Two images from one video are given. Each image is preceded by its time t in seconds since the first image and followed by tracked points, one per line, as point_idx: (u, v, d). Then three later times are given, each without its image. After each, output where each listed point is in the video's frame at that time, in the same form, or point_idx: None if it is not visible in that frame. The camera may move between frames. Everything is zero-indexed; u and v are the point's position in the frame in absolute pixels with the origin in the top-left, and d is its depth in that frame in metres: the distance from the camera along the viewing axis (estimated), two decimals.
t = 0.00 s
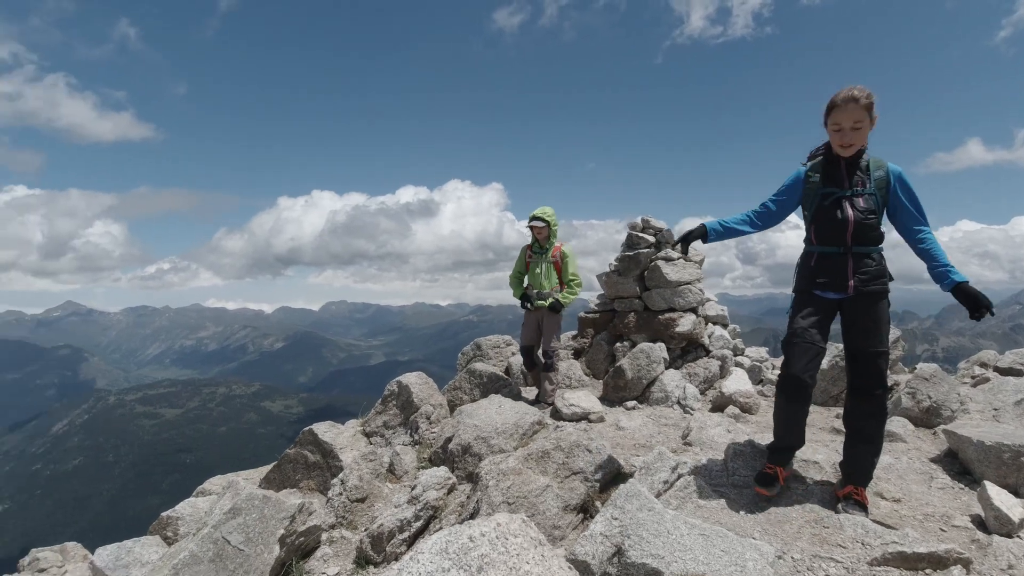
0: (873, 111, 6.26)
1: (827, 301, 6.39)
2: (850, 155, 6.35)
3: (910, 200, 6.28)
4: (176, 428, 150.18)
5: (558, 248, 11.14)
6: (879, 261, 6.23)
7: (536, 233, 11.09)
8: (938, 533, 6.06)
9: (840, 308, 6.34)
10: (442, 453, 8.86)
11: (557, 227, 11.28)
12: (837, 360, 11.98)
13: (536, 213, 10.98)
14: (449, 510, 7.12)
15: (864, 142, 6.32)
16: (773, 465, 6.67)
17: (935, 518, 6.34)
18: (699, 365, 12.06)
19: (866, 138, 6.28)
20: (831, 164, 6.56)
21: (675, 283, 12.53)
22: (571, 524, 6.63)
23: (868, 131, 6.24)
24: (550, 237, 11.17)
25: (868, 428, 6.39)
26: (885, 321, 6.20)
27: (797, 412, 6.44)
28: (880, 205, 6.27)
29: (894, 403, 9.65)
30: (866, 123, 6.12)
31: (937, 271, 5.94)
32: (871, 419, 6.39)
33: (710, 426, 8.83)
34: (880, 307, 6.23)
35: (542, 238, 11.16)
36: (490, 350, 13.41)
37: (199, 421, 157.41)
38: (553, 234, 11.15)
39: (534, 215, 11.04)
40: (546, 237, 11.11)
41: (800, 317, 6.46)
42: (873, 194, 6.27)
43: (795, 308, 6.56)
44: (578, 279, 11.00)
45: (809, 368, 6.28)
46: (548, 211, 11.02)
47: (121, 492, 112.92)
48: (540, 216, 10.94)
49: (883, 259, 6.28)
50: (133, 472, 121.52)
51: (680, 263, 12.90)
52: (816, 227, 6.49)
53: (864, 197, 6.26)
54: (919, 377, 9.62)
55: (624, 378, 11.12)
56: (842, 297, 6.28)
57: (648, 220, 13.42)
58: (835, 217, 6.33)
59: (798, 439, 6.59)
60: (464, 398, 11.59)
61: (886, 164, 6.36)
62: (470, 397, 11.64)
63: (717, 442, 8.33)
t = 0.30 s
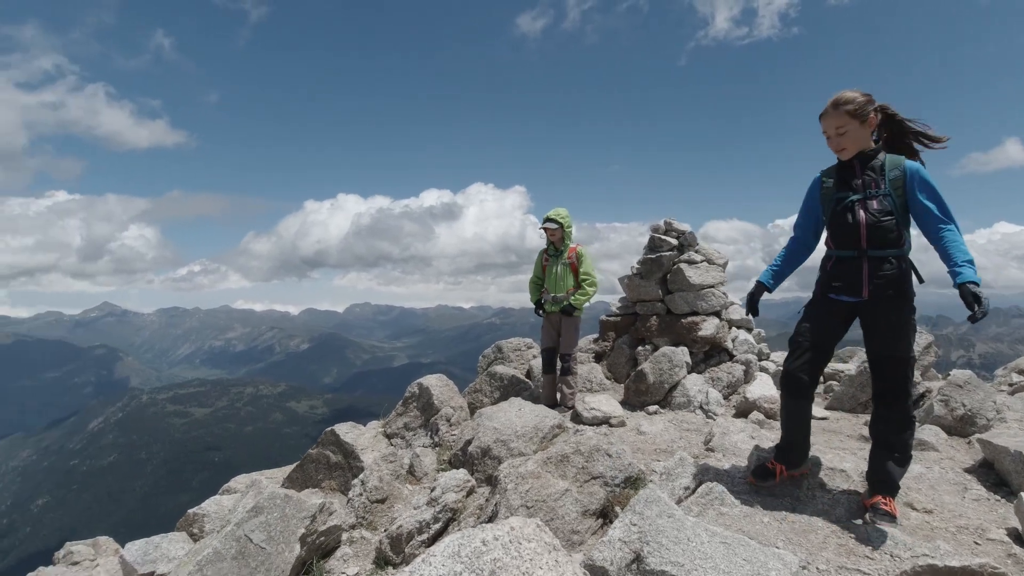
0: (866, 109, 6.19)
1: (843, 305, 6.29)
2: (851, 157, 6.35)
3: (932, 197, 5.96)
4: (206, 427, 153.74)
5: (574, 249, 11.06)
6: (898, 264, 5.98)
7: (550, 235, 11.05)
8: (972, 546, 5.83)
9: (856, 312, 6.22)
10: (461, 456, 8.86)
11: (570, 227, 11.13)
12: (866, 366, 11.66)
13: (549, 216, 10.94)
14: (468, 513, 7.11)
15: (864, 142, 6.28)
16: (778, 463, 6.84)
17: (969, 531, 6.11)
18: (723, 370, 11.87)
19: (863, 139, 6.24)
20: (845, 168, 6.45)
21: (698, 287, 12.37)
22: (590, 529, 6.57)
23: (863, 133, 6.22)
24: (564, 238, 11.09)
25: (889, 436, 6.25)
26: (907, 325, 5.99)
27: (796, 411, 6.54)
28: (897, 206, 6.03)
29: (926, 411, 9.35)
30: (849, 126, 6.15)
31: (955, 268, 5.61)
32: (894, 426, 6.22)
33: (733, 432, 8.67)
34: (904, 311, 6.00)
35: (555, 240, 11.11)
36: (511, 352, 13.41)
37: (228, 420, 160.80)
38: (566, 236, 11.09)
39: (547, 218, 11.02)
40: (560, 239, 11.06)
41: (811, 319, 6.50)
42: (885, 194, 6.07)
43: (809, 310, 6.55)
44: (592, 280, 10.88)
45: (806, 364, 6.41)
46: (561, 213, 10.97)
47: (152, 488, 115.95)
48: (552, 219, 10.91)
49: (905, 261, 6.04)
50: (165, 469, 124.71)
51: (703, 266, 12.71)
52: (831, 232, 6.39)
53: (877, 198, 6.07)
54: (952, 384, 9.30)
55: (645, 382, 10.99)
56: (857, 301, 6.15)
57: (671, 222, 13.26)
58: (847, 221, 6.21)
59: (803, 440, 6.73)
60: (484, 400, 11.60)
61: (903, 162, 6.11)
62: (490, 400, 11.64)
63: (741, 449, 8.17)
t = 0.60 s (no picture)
0: (842, 118, 6.27)
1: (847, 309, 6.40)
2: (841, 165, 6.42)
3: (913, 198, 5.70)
4: (231, 425, 156.61)
5: (584, 250, 10.97)
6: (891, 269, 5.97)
7: (559, 237, 10.99)
8: (1007, 557, 5.63)
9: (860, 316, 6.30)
10: (481, 457, 8.87)
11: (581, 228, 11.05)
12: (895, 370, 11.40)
13: (558, 217, 10.90)
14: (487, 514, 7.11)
15: (851, 149, 6.32)
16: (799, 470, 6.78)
17: (1003, 541, 5.91)
18: (745, 373, 11.68)
19: (846, 146, 6.32)
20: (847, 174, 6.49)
21: (720, 289, 12.21)
22: (609, 532, 6.51)
23: (844, 141, 6.30)
24: (574, 239, 11.03)
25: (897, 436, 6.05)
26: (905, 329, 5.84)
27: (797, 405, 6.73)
28: (883, 211, 5.95)
29: (958, 417, 9.09)
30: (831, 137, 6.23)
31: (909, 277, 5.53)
32: (903, 429, 6.00)
33: (756, 436, 8.53)
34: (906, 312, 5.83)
35: (565, 241, 11.06)
36: (531, 354, 13.39)
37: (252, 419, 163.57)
38: (576, 236, 11.03)
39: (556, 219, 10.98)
40: (569, 240, 11.00)
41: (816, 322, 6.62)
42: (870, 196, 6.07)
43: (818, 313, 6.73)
44: (603, 279, 10.77)
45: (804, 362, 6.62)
46: (569, 215, 10.91)
47: (179, 485, 118.49)
48: (560, 220, 10.88)
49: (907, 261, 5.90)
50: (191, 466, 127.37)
51: (726, 267, 12.54)
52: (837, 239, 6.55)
53: (863, 206, 6.10)
54: (986, 390, 9.03)
55: (666, 385, 10.88)
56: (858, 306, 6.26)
57: (692, 224, 13.11)
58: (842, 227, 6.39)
59: (821, 443, 6.64)
60: (504, 402, 11.59)
61: (890, 163, 5.94)
62: (509, 401, 11.63)
63: (764, 453, 8.02)
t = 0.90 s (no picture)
0: (828, 127, 6.62)
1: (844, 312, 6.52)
2: (823, 171, 6.69)
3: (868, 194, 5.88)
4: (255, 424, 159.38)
5: (601, 250, 10.89)
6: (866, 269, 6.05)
7: (575, 238, 10.95)
8: None
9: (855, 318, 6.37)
10: (503, 458, 8.88)
11: (597, 227, 10.96)
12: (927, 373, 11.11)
13: (573, 218, 10.85)
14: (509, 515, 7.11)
15: (834, 155, 6.61)
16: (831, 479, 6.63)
17: None
18: (770, 375, 11.50)
19: (829, 153, 6.64)
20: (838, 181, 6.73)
21: (745, 290, 12.04)
22: (632, 535, 6.47)
23: (829, 147, 6.61)
24: (589, 240, 10.96)
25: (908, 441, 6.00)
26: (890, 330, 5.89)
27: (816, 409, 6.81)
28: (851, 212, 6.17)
29: (994, 422, 8.83)
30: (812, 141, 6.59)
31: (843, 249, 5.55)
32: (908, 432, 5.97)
33: (782, 439, 8.40)
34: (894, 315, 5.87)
35: (580, 242, 11.00)
36: (553, 355, 13.37)
37: (276, 418, 166.23)
38: (592, 236, 10.95)
39: (571, 220, 10.93)
40: (585, 240, 10.94)
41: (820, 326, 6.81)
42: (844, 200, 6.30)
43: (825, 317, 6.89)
44: (618, 279, 10.66)
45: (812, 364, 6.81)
46: (585, 215, 10.85)
47: (206, 482, 120.99)
48: (575, 221, 10.83)
49: (888, 263, 5.95)
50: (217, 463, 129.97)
51: (750, 268, 12.36)
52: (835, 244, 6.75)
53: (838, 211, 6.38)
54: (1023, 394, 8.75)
55: (689, 387, 10.77)
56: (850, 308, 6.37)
57: (716, 224, 12.94)
58: (830, 235, 6.60)
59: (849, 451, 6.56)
60: (525, 403, 11.59)
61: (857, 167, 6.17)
62: (531, 402, 11.62)
63: (790, 457, 7.89)
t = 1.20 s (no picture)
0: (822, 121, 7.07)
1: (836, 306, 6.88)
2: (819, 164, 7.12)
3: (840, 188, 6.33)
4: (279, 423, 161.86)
5: (619, 250, 10.80)
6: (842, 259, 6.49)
7: (594, 238, 10.91)
8: None
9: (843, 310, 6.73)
10: (524, 459, 8.88)
11: (616, 226, 10.88)
12: (959, 376, 10.83)
13: (593, 218, 10.81)
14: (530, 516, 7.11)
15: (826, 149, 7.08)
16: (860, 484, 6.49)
17: None
18: (796, 377, 11.32)
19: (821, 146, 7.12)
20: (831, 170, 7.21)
21: (769, 290, 11.86)
22: (655, 538, 6.43)
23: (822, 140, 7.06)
24: (608, 240, 10.90)
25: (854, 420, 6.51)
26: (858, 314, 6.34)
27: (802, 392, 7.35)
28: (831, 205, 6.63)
29: None
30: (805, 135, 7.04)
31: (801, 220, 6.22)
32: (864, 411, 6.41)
33: (808, 443, 8.27)
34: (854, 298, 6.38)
35: (599, 242, 10.95)
36: (573, 356, 13.33)
37: (299, 417, 168.59)
38: (611, 236, 10.89)
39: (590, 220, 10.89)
40: (603, 240, 10.88)
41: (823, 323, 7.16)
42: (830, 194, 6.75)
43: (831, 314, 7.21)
44: (635, 277, 10.54)
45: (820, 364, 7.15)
46: (604, 215, 10.79)
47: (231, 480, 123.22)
48: (594, 221, 10.79)
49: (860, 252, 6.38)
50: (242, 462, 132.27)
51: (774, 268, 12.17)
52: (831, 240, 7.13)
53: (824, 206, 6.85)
54: None
55: (712, 388, 10.66)
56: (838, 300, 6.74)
57: (739, 223, 12.76)
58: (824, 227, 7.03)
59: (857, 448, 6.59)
60: (546, 404, 11.57)
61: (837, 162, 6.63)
62: (552, 403, 11.61)
63: (817, 461, 7.78)
